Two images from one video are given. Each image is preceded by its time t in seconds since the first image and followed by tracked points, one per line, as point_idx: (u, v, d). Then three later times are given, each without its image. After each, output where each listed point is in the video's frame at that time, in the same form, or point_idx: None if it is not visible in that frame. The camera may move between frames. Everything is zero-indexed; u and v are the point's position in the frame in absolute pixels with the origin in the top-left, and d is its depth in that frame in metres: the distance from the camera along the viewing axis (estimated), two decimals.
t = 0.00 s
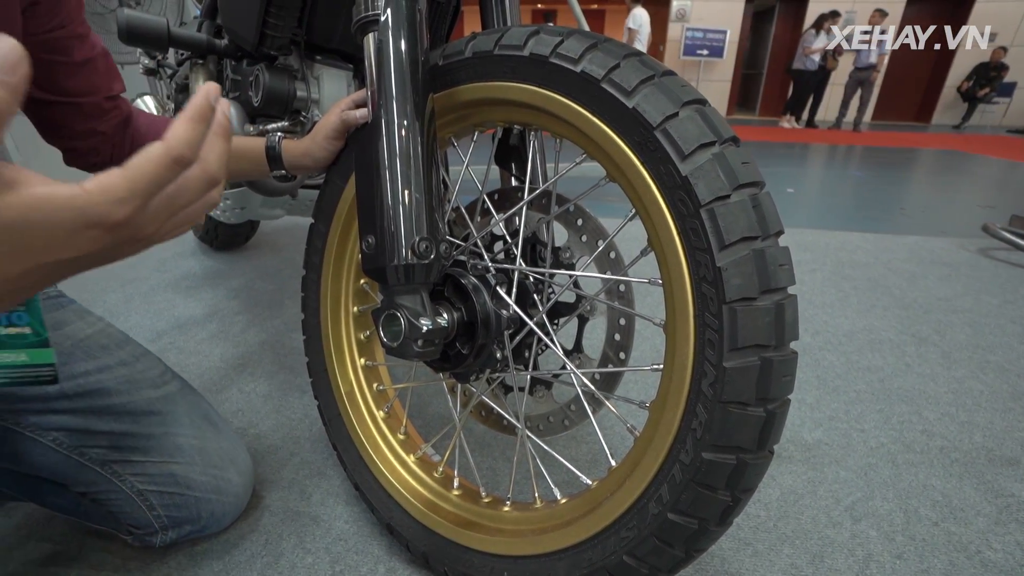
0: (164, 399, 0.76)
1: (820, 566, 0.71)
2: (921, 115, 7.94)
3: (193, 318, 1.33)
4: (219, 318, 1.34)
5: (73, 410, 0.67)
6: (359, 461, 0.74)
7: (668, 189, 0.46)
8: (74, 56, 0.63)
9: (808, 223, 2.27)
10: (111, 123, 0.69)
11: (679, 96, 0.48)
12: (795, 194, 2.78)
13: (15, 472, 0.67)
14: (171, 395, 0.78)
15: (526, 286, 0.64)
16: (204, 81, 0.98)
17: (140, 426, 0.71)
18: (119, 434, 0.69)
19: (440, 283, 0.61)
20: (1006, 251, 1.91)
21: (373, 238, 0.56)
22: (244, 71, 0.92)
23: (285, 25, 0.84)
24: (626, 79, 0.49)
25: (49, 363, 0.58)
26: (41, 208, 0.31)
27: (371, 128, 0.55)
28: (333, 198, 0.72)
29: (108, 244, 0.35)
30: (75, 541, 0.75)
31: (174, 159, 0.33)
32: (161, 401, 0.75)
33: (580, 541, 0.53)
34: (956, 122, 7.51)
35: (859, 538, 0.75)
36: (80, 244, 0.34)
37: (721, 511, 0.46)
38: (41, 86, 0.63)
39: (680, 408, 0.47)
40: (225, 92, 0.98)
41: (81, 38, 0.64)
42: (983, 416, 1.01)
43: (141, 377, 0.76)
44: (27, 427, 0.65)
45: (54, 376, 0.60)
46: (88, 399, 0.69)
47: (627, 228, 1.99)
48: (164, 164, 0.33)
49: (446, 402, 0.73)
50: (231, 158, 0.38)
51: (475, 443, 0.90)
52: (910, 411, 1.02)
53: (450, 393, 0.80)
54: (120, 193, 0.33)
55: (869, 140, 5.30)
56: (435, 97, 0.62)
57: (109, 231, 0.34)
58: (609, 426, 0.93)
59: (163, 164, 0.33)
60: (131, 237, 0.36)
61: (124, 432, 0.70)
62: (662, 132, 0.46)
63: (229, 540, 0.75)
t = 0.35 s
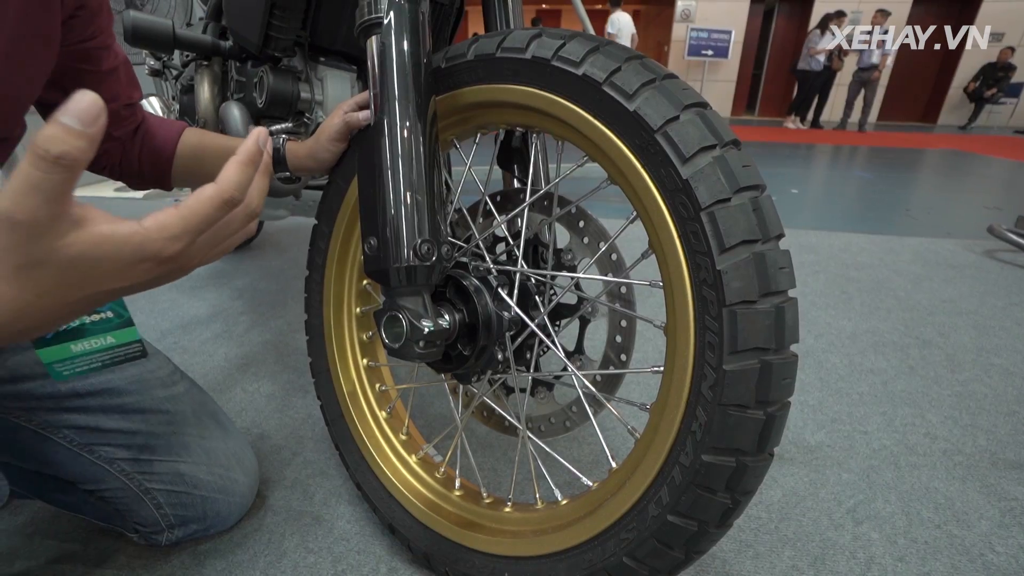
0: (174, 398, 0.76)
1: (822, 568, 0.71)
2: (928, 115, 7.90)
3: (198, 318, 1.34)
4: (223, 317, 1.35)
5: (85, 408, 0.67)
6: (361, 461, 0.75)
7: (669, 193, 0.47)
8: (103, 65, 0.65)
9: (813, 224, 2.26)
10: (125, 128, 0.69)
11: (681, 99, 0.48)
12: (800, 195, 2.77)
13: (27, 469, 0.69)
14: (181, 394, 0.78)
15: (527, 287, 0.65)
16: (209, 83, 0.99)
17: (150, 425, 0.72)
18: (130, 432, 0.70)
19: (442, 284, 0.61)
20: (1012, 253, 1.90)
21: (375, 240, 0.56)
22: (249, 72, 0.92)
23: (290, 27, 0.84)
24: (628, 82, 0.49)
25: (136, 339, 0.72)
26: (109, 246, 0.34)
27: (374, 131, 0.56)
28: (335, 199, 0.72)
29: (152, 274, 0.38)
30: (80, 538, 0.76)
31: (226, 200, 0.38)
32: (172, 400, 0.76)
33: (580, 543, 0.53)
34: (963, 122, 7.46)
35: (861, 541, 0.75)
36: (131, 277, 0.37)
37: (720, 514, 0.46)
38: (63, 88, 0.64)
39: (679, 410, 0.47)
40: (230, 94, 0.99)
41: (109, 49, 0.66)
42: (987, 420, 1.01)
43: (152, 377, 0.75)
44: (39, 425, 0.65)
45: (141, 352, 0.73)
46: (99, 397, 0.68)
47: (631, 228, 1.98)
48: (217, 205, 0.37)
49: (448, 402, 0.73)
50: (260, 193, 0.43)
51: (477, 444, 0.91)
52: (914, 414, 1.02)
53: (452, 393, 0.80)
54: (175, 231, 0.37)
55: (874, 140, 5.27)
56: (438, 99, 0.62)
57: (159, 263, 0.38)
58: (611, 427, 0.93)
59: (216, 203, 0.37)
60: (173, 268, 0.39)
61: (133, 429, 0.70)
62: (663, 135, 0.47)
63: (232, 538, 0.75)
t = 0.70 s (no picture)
0: (175, 401, 0.77)
1: None
2: (944, 115, 7.78)
3: (209, 317, 1.36)
4: (234, 317, 1.36)
5: (84, 415, 0.68)
6: (366, 462, 0.76)
7: (671, 202, 0.47)
8: (47, 31, 0.62)
9: (824, 227, 2.24)
10: (111, 109, 0.69)
11: (684, 108, 0.48)
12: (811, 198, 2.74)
13: (41, 471, 0.70)
14: (182, 396, 0.78)
15: (531, 292, 0.65)
16: (221, 87, 1.01)
17: (153, 429, 0.72)
18: (131, 436, 0.70)
19: (446, 289, 0.62)
20: None
21: (381, 246, 0.57)
22: (259, 77, 0.93)
23: (299, 33, 0.86)
24: (631, 91, 0.49)
25: (59, 311, 0.71)
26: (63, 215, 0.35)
27: (380, 138, 0.56)
28: (342, 205, 0.73)
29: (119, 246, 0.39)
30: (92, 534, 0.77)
31: (186, 173, 0.37)
32: (173, 403, 0.76)
33: (581, 547, 0.54)
34: (981, 123, 7.34)
35: (867, 550, 0.74)
36: (97, 249, 0.38)
37: (720, 521, 0.47)
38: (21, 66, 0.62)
39: (680, 418, 0.47)
40: (241, 97, 1.00)
41: (53, 14, 0.62)
42: (999, 429, 0.99)
43: (150, 380, 0.76)
44: (40, 432, 0.67)
45: (63, 325, 0.72)
46: (97, 403, 0.69)
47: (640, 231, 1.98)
48: (177, 178, 0.37)
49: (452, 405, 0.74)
50: (235, 165, 0.42)
51: (481, 446, 0.91)
52: (924, 422, 1.01)
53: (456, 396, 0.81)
54: (136, 204, 0.37)
55: (890, 141, 5.20)
56: (444, 106, 0.63)
57: (124, 237, 0.38)
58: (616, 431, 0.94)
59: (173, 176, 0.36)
60: (141, 242, 0.40)
61: (135, 434, 0.70)
62: (665, 144, 0.47)
63: (240, 537, 0.76)
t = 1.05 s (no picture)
0: (154, 389, 0.76)
1: None
2: (976, 119, 7.58)
3: (230, 313, 1.39)
4: (253, 314, 1.39)
5: (60, 405, 0.69)
6: (380, 461, 0.77)
7: (687, 210, 0.47)
8: None
9: (848, 233, 2.20)
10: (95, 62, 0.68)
11: (702, 115, 0.48)
12: (836, 203, 2.69)
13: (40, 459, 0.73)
14: (163, 385, 0.78)
15: (546, 297, 0.65)
16: (246, 89, 1.03)
17: (131, 417, 0.72)
18: (109, 426, 0.71)
19: (461, 292, 0.63)
20: None
21: (398, 249, 0.58)
22: (282, 79, 0.95)
23: (322, 36, 0.87)
24: (648, 98, 0.49)
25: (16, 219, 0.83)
26: None
27: (399, 142, 0.57)
28: (361, 206, 0.74)
29: None
30: (115, 523, 0.80)
31: None
32: (152, 391, 0.76)
33: (592, 552, 0.54)
34: (1014, 127, 7.14)
35: (884, 566, 0.73)
36: None
37: (731, 533, 0.46)
38: None
39: (692, 427, 0.47)
40: (264, 99, 1.02)
41: None
42: None
43: (129, 368, 0.76)
44: (21, 423, 0.69)
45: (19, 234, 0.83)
46: (68, 393, 0.69)
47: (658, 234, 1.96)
48: None
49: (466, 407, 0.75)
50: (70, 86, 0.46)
51: (494, 448, 0.92)
52: (948, 436, 0.99)
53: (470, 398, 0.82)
54: None
55: (919, 145, 5.08)
56: (462, 111, 0.63)
57: None
58: (630, 436, 0.93)
59: None
60: None
61: (114, 423, 0.71)
62: (682, 152, 0.47)
63: (255, 531, 0.78)
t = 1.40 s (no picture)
0: (174, 343, 0.82)
1: None
2: None
3: (270, 321, 1.44)
4: (292, 322, 1.43)
5: (91, 358, 0.74)
6: (410, 477, 0.78)
7: (725, 246, 0.46)
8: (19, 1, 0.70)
9: (897, 254, 2.12)
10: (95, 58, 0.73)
11: (741, 151, 0.48)
12: (884, 222, 2.60)
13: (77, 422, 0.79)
14: (181, 339, 0.83)
15: (579, 323, 0.66)
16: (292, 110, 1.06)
17: (154, 366, 0.78)
18: (135, 375, 0.76)
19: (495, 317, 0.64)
20: None
21: (436, 274, 0.59)
22: (327, 100, 1.00)
23: (366, 61, 0.90)
24: (687, 133, 0.49)
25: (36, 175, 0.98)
26: None
27: (439, 170, 0.58)
28: (400, 226, 0.76)
29: (5, 142, 0.44)
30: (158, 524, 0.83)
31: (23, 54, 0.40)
32: (172, 344, 0.81)
33: None
34: None
35: None
36: None
37: None
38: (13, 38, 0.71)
39: (726, 465, 0.46)
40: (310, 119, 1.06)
41: None
42: None
43: (150, 327, 0.81)
44: (61, 380, 0.74)
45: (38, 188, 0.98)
46: (99, 348, 0.75)
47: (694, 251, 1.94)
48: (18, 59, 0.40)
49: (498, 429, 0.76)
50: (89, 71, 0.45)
51: (522, 468, 0.92)
52: (1002, 478, 0.94)
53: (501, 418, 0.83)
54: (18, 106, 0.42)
55: (974, 161, 4.85)
56: (501, 137, 0.64)
57: None
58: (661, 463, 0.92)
59: (16, 61, 0.40)
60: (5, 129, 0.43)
61: (138, 373, 0.76)
62: (721, 189, 0.46)
63: (288, 539, 0.80)
